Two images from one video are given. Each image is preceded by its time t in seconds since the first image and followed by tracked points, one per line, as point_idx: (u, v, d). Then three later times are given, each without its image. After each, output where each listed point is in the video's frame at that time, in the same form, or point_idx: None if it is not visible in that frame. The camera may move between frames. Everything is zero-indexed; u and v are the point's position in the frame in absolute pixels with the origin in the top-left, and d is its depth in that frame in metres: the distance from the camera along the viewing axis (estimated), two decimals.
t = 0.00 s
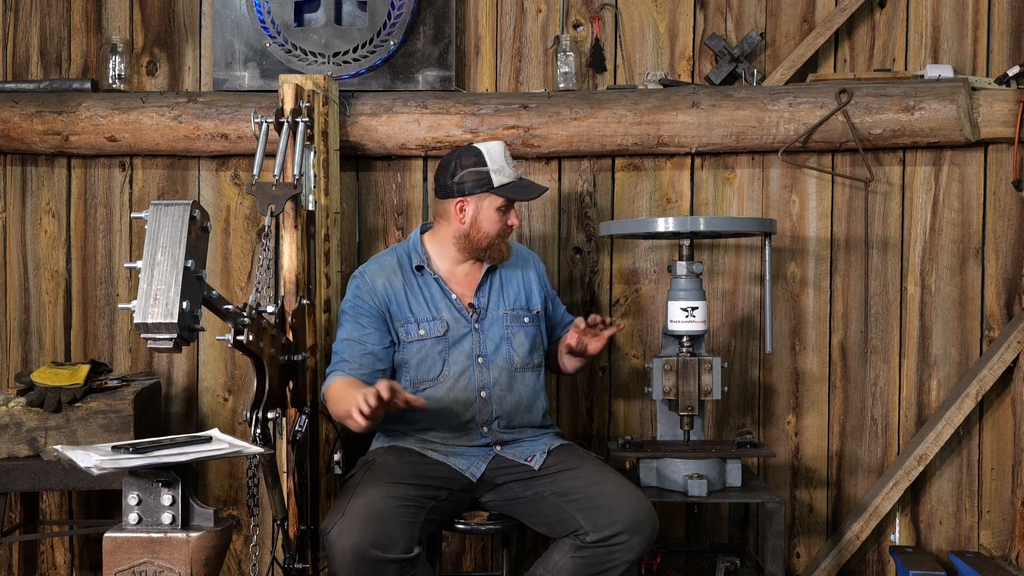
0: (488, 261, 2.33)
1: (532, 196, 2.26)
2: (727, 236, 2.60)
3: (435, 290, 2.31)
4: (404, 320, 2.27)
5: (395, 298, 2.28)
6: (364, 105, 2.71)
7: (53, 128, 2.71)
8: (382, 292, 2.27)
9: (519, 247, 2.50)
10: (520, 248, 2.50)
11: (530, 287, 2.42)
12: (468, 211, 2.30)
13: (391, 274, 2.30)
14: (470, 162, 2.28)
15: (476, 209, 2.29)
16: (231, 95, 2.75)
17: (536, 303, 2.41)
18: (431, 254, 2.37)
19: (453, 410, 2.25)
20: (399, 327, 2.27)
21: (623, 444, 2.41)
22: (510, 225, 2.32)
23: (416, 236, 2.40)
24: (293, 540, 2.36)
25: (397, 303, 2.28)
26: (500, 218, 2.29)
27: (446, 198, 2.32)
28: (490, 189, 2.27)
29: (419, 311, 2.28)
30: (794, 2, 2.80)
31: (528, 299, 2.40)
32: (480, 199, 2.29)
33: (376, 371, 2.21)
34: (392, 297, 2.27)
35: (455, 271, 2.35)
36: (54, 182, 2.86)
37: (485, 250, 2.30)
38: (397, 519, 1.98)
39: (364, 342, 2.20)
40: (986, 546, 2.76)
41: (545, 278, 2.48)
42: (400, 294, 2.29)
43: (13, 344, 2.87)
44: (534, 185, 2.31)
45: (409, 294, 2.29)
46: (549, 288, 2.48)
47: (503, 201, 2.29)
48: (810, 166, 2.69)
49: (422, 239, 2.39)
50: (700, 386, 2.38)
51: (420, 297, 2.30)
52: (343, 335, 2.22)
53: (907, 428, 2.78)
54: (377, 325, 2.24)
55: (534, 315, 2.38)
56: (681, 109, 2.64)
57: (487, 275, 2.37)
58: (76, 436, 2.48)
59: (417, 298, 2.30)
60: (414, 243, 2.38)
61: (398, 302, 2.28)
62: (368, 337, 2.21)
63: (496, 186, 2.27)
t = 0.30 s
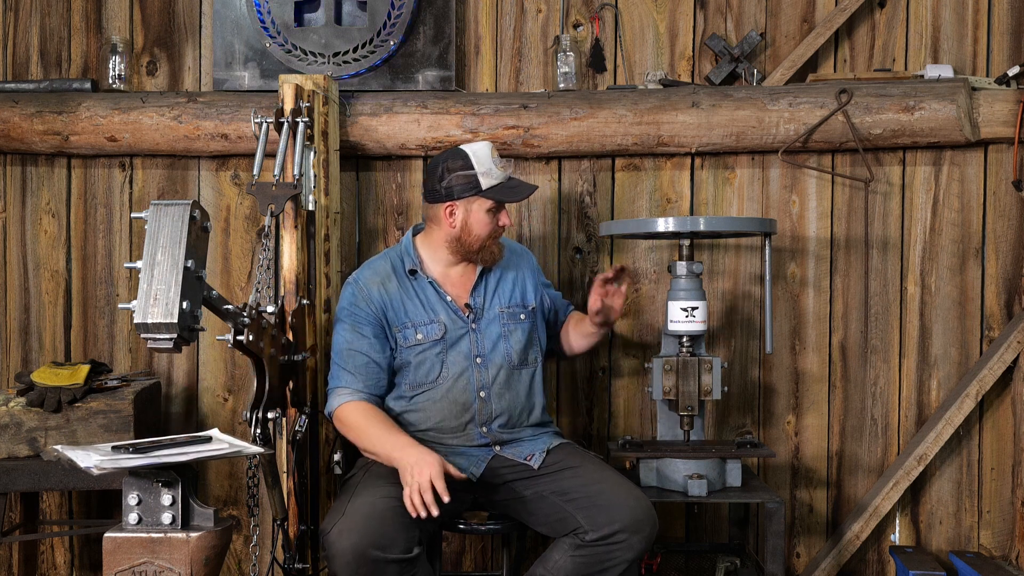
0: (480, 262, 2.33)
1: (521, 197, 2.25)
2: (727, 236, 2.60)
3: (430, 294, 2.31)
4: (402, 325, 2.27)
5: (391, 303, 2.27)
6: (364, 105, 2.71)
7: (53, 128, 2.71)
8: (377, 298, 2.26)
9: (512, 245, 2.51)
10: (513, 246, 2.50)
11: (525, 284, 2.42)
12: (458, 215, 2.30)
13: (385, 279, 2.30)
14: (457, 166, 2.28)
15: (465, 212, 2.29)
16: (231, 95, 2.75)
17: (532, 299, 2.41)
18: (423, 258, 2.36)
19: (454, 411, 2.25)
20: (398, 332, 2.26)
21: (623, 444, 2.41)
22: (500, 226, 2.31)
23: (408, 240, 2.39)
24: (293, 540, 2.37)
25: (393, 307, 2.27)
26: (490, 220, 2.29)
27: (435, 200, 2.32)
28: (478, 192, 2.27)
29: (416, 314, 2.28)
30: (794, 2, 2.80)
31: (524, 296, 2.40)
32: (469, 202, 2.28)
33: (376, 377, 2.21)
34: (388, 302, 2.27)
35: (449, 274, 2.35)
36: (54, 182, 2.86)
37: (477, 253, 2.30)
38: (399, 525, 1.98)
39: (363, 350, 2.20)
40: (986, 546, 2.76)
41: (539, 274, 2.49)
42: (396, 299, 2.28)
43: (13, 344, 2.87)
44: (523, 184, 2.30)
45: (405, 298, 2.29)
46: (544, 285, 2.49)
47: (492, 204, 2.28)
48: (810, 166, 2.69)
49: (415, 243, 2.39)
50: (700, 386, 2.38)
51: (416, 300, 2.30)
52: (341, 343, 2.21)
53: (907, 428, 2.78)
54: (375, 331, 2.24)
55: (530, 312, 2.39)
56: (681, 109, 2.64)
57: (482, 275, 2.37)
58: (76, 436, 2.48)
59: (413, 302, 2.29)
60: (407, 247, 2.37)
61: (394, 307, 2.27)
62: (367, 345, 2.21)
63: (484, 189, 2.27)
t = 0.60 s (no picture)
0: (478, 259, 2.33)
1: (513, 187, 2.27)
2: (727, 236, 2.60)
3: (426, 292, 2.31)
4: (398, 324, 2.26)
5: (388, 302, 2.26)
6: (364, 105, 2.71)
7: (53, 128, 2.71)
8: (374, 297, 2.25)
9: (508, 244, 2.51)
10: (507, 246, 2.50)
11: (521, 284, 2.42)
12: (452, 212, 2.30)
13: (381, 278, 2.29)
14: (447, 163, 2.28)
15: (459, 210, 2.29)
16: (231, 95, 2.75)
17: (529, 299, 2.42)
18: (419, 257, 2.36)
19: (452, 411, 2.25)
20: (394, 332, 2.25)
21: (622, 444, 2.41)
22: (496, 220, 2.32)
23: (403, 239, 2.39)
24: (293, 540, 2.37)
25: (390, 307, 2.26)
26: (484, 215, 2.30)
27: (428, 200, 2.32)
28: (470, 188, 2.28)
29: (412, 314, 2.27)
30: (794, 2, 2.80)
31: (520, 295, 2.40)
32: (462, 199, 2.29)
33: (373, 378, 2.19)
34: (384, 301, 2.26)
35: (445, 272, 2.36)
36: (54, 182, 2.86)
37: (473, 250, 2.30)
38: (395, 527, 1.97)
39: (360, 349, 2.19)
40: (986, 546, 2.76)
41: (534, 273, 2.49)
42: (392, 298, 2.27)
43: (13, 344, 2.87)
44: (513, 176, 2.32)
45: (401, 297, 2.28)
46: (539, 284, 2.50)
47: (485, 198, 2.29)
48: (810, 166, 2.69)
49: (410, 242, 2.38)
50: (700, 386, 2.38)
51: (412, 299, 2.29)
52: (337, 343, 2.20)
53: (907, 428, 2.77)
54: (371, 330, 2.22)
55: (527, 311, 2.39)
56: (681, 109, 2.64)
57: (477, 274, 2.38)
58: (76, 436, 2.48)
59: (410, 301, 2.29)
60: (401, 246, 2.37)
61: (390, 306, 2.26)
62: (363, 344, 2.19)
63: (476, 184, 2.28)
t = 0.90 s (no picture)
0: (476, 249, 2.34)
1: (506, 175, 2.29)
2: (727, 236, 2.60)
3: (428, 287, 2.31)
4: (403, 321, 2.25)
5: (391, 299, 2.25)
6: (364, 105, 2.71)
7: (53, 128, 2.71)
8: (377, 295, 2.24)
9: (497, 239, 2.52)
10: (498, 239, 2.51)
11: (516, 274, 2.44)
12: (449, 205, 2.30)
13: (383, 276, 2.28)
14: (440, 157, 2.28)
15: (456, 201, 2.29)
16: (231, 95, 2.75)
17: (523, 288, 2.44)
18: (418, 254, 2.36)
19: (458, 403, 2.25)
20: (399, 328, 2.24)
21: (622, 444, 2.41)
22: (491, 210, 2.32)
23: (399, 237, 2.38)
24: (293, 540, 2.37)
25: (393, 303, 2.25)
26: (480, 205, 2.30)
27: (423, 196, 2.32)
28: (464, 178, 2.28)
29: (417, 309, 2.26)
30: (794, 2, 2.79)
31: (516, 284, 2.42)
32: (458, 190, 2.29)
33: (380, 374, 2.19)
34: (388, 298, 2.25)
35: (444, 266, 2.36)
36: (54, 182, 2.86)
37: (473, 240, 2.30)
38: (398, 528, 1.97)
39: (366, 347, 2.17)
40: (986, 546, 2.76)
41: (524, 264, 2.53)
42: (395, 294, 2.26)
43: (14, 344, 2.87)
44: (504, 164, 2.33)
45: (404, 294, 2.27)
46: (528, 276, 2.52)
47: (480, 187, 2.29)
48: (810, 166, 2.69)
49: (408, 239, 2.38)
50: (700, 386, 2.38)
51: (415, 295, 2.28)
52: (342, 342, 2.19)
53: (907, 428, 2.78)
54: (376, 329, 2.21)
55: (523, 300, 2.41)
56: (681, 109, 2.64)
57: (475, 265, 2.38)
58: (76, 436, 2.48)
59: (413, 297, 2.28)
60: (399, 243, 2.36)
61: (394, 303, 2.25)
62: (368, 342, 2.18)
63: (470, 174, 2.28)
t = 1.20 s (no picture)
0: (479, 245, 2.35)
1: (510, 169, 2.32)
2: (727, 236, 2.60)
3: (432, 285, 2.30)
4: (408, 318, 2.24)
5: (396, 297, 2.24)
6: (364, 105, 2.71)
7: (53, 128, 2.71)
8: (382, 292, 2.23)
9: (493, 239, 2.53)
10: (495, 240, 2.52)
11: (514, 273, 2.45)
12: (456, 203, 2.30)
13: (387, 274, 2.27)
14: (443, 157, 2.28)
15: (463, 200, 2.30)
16: (231, 95, 2.75)
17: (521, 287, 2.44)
18: (421, 253, 2.36)
19: (461, 401, 2.25)
20: (403, 326, 2.24)
21: (623, 444, 2.41)
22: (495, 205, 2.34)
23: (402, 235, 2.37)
24: (293, 540, 2.37)
25: (398, 301, 2.25)
26: (485, 201, 2.31)
27: (431, 198, 2.31)
28: (471, 175, 2.29)
29: (421, 307, 2.26)
30: (794, 2, 2.79)
31: (515, 282, 2.43)
32: (464, 188, 2.30)
33: (385, 372, 2.18)
34: (394, 295, 2.24)
35: (448, 263, 2.37)
36: (54, 182, 2.86)
37: (478, 237, 2.32)
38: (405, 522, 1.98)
39: (371, 345, 2.16)
40: (986, 546, 2.76)
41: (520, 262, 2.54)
42: (400, 292, 2.26)
43: (13, 344, 2.87)
44: (504, 160, 2.35)
45: (408, 291, 2.27)
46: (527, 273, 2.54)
47: (484, 183, 2.31)
48: (810, 166, 2.69)
49: (410, 237, 2.37)
50: (700, 386, 2.38)
51: (419, 293, 2.28)
52: (348, 339, 2.17)
53: (907, 428, 2.77)
54: (381, 326, 2.20)
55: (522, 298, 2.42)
56: (681, 109, 2.64)
57: (476, 264, 2.39)
58: (76, 436, 2.48)
59: (417, 294, 2.27)
60: (402, 241, 2.36)
61: (399, 301, 2.25)
62: (373, 339, 2.17)
63: (475, 171, 2.29)
